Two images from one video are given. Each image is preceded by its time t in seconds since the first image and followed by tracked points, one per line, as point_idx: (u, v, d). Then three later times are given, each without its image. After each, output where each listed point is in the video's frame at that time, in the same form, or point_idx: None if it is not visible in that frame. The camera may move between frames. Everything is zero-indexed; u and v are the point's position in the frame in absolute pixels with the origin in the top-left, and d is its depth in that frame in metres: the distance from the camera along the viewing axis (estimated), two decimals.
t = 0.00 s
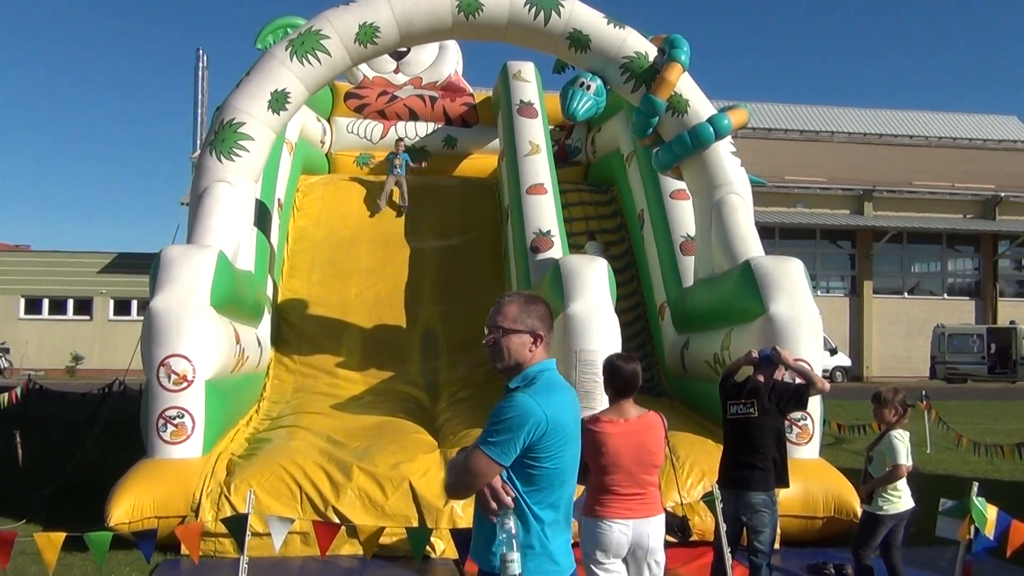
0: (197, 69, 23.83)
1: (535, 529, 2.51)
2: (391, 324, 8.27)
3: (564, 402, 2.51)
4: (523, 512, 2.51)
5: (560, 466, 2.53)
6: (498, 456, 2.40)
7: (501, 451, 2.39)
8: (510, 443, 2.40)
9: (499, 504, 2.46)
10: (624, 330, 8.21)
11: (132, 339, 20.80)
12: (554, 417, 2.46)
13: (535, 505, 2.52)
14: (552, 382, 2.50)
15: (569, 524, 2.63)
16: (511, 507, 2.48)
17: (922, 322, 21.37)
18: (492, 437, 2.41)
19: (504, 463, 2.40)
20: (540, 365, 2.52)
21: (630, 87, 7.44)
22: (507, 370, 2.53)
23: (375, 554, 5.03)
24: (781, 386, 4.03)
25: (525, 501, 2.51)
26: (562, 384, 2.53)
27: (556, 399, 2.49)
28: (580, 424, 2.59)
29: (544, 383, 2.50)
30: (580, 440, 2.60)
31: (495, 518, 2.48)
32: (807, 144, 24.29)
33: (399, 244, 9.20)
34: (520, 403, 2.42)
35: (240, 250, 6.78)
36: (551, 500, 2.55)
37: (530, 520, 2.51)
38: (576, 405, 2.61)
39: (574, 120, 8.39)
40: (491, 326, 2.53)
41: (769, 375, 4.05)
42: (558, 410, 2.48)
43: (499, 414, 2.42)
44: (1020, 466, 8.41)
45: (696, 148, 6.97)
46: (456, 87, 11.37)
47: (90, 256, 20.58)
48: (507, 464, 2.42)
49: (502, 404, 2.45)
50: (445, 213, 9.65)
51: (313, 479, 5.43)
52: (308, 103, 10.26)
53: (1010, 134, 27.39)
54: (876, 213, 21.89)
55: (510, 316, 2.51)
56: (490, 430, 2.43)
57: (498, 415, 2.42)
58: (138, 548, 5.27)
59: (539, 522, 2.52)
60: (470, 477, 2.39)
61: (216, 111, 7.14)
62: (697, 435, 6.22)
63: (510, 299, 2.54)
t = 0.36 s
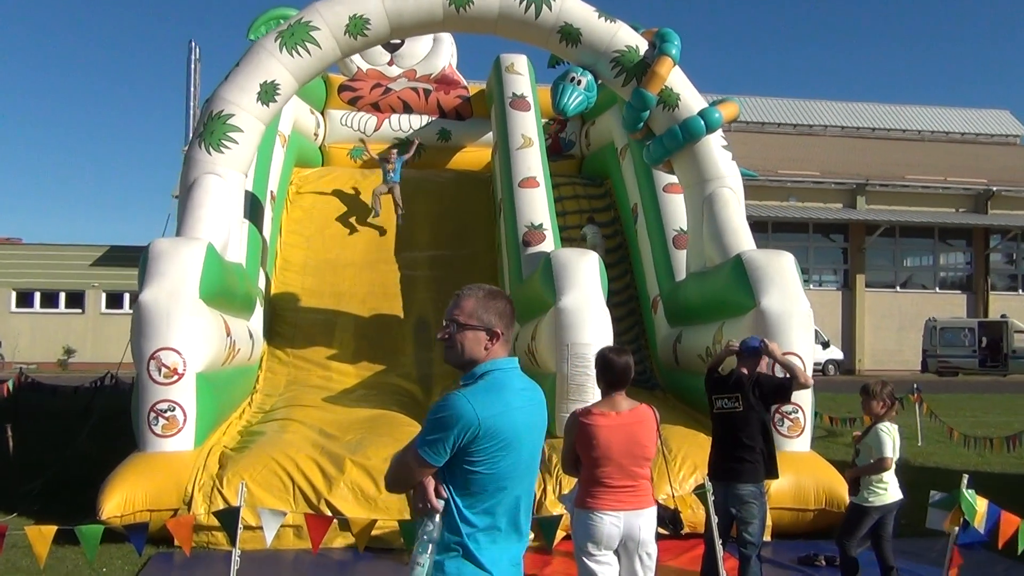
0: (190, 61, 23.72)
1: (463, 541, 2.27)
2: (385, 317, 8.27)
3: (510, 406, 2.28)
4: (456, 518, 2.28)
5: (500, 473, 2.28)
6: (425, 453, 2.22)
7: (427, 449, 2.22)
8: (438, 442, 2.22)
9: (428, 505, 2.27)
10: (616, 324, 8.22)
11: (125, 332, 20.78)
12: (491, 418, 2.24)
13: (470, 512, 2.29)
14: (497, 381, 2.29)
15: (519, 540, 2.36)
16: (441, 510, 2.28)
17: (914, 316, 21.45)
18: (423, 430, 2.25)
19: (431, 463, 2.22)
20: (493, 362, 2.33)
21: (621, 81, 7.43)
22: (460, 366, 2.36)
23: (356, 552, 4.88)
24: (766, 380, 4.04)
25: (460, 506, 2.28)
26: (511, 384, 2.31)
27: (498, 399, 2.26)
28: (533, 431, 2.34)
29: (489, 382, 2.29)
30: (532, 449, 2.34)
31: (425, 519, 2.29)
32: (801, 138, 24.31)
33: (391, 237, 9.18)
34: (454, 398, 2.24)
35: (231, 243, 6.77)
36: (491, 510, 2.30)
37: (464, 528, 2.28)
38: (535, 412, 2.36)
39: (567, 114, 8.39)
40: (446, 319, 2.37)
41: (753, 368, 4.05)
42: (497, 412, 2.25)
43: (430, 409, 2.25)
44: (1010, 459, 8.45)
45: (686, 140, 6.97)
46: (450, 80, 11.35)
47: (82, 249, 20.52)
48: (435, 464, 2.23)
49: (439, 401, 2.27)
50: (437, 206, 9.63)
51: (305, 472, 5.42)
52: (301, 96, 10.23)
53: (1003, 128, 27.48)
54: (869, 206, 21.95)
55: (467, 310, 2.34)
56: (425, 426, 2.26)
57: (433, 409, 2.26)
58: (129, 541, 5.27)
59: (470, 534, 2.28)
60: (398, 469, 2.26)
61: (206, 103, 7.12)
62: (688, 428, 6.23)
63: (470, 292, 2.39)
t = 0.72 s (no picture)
0: (182, 49, 23.63)
1: (435, 535, 2.27)
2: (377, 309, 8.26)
3: (477, 397, 2.26)
4: (427, 514, 2.28)
5: (471, 466, 2.28)
6: (393, 452, 2.21)
7: (396, 448, 2.21)
8: (407, 440, 2.20)
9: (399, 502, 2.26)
10: (608, 315, 8.24)
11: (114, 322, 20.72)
12: (460, 413, 2.22)
13: (441, 507, 2.29)
14: (465, 375, 2.27)
15: (492, 529, 2.36)
16: (412, 506, 2.27)
17: (904, 309, 21.53)
18: (390, 428, 2.23)
19: (400, 461, 2.21)
20: (458, 353, 2.31)
21: (618, 72, 7.42)
22: (424, 359, 2.35)
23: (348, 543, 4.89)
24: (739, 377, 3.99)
25: (431, 501, 2.28)
26: (479, 376, 2.29)
27: (465, 393, 2.24)
28: (502, 421, 2.33)
29: (456, 375, 2.28)
30: (502, 440, 2.33)
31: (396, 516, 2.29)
32: (793, 130, 24.34)
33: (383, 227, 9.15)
34: (420, 393, 2.22)
35: (224, 232, 6.75)
36: (463, 503, 2.30)
37: (436, 522, 2.28)
38: (503, 402, 2.35)
39: (562, 106, 8.38)
40: (407, 311, 2.35)
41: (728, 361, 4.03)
42: (465, 406, 2.23)
43: (397, 408, 2.23)
44: (997, 451, 8.51)
45: (684, 132, 6.97)
46: (444, 70, 11.32)
47: (72, 237, 20.42)
48: (405, 462, 2.22)
49: (405, 398, 2.25)
50: (429, 196, 9.60)
51: (295, 462, 5.42)
52: (294, 85, 10.20)
53: (994, 122, 27.56)
54: (861, 199, 22.00)
55: (429, 302, 2.32)
56: (392, 424, 2.24)
57: (399, 406, 2.24)
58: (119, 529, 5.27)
59: (442, 528, 2.28)
60: (367, 468, 2.24)
61: (201, 91, 7.09)
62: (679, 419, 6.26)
63: (430, 283, 2.36)
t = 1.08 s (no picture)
0: (175, 38, 23.52)
1: (419, 526, 2.27)
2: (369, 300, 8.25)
3: (465, 388, 2.26)
4: (412, 503, 2.28)
5: (457, 456, 2.28)
6: (379, 442, 2.20)
7: (381, 438, 2.20)
8: (392, 430, 2.20)
9: (383, 492, 2.26)
10: (601, 305, 8.25)
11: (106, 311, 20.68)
12: (446, 403, 2.22)
13: (426, 497, 2.28)
14: (452, 365, 2.27)
15: (477, 519, 2.37)
16: (396, 496, 2.27)
17: (896, 300, 21.60)
18: (376, 417, 2.22)
19: (385, 451, 2.20)
20: (444, 343, 2.31)
21: (611, 62, 7.40)
22: (409, 349, 2.34)
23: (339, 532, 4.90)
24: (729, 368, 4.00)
25: (415, 491, 2.28)
26: (466, 367, 2.29)
27: (452, 384, 2.24)
28: (489, 412, 2.33)
29: (443, 365, 2.27)
30: (488, 430, 2.33)
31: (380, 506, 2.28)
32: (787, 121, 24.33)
33: (375, 216, 9.13)
34: (407, 383, 2.21)
35: (215, 220, 6.72)
36: (448, 493, 2.30)
37: (421, 511, 2.28)
38: (490, 393, 2.35)
39: (555, 96, 8.35)
40: (392, 302, 2.34)
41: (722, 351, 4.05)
42: (452, 396, 2.23)
43: (383, 397, 2.22)
44: (987, 441, 8.55)
45: (678, 124, 6.96)
46: (437, 59, 11.27)
47: (64, 226, 20.35)
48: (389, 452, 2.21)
49: (391, 387, 2.24)
50: (422, 185, 9.57)
51: (287, 450, 5.42)
52: (286, 73, 10.16)
53: (987, 114, 27.61)
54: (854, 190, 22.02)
55: (413, 291, 2.32)
56: (377, 414, 2.23)
57: (384, 395, 2.23)
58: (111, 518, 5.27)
59: (427, 518, 2.28)
60: (351, 458, 2.23)
61: (192, 78, 7.05)
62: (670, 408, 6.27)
63: (414, 272, 2.35)
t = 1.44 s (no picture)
0: (167, 23, 23.39)
1: (396, 515, 2.26)
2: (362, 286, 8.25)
3: (441, 378, 2.26)
4: (388, 493, 2.27)
5: (433, 447, 2.26)
6: (352, 431, 2.21)
7: (353, 427, 2.21)
8: (364, 418, 2.20)
9: (358, 480, 2.28)
10: (594, 294, 8.25)
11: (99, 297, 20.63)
12: (419, 392, 2.21)
13: (402, 487, 2.27)
14: (427, 355, 2.26)
15: (459, 512, 2.35)
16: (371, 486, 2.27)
17: (888, 290, 21.66)
18: (351, 406, 2.24)
19: (357, 439, 2.21)
20: (422, 333, 2.30)
21: (601, 50, 7.36)
22: (391, 334, 2.35)
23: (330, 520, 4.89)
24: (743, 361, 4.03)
25: (392, 481, 2.27)
26: (442, 358, 2.28)
27: (425, 374, 2.24)
28: (468, 404, 2.32)
29: (419, 355, 2.27)
30: (468, 423, 2.32)
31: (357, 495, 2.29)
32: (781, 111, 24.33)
33: (368, 203, 9.11)
34: (381, 373, 2.22)
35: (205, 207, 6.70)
36: (426, 484, 2.29)
37: (398, 502, 2.26)
38: (470, 385, 2.34)
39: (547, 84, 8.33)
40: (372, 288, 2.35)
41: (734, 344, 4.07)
42: (425, 386, 2.22)
43: (356, 386, 2.23)
44: (977, 431, 8.59)
45: (665, 110, 6.95)
46: (431, 46, 11.22)
47: (56, 212, 20.27)
48: (362, 441, 2.22)
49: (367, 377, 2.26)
50: (415, 172, 9.54)
51: (279, 436, 5.42)
52: (279, 59, 10.11)
53: (981, 105, 27.63)
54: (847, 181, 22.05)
55: (384, 278, 2.32)
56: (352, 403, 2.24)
57: (360, 385, 2.24)
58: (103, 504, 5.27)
59: (404, 509, 2.26)
60: (327, 447, 2.25)
61: (180, 64, 7.01)
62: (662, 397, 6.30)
63: (395, 261, 2.35)
